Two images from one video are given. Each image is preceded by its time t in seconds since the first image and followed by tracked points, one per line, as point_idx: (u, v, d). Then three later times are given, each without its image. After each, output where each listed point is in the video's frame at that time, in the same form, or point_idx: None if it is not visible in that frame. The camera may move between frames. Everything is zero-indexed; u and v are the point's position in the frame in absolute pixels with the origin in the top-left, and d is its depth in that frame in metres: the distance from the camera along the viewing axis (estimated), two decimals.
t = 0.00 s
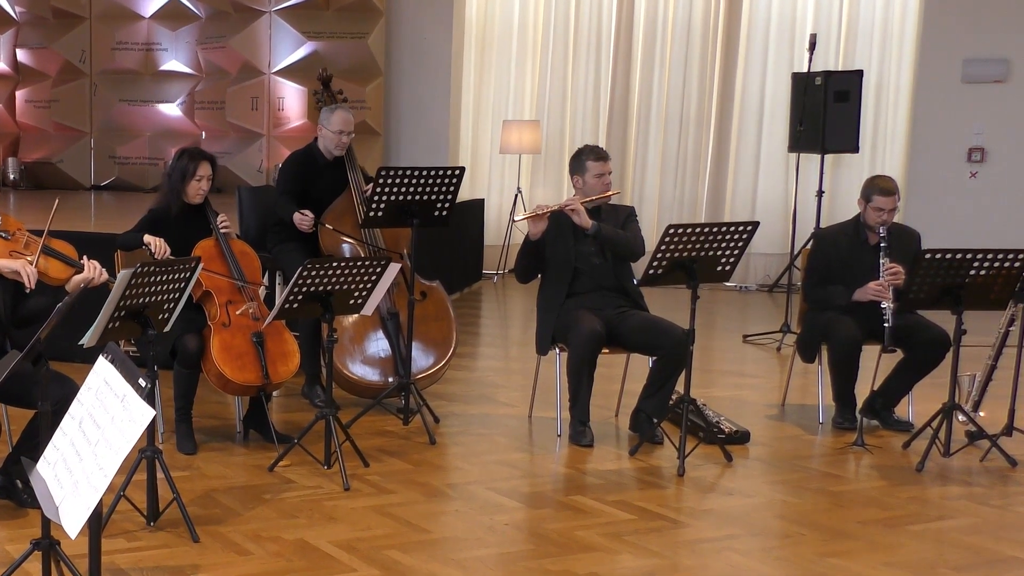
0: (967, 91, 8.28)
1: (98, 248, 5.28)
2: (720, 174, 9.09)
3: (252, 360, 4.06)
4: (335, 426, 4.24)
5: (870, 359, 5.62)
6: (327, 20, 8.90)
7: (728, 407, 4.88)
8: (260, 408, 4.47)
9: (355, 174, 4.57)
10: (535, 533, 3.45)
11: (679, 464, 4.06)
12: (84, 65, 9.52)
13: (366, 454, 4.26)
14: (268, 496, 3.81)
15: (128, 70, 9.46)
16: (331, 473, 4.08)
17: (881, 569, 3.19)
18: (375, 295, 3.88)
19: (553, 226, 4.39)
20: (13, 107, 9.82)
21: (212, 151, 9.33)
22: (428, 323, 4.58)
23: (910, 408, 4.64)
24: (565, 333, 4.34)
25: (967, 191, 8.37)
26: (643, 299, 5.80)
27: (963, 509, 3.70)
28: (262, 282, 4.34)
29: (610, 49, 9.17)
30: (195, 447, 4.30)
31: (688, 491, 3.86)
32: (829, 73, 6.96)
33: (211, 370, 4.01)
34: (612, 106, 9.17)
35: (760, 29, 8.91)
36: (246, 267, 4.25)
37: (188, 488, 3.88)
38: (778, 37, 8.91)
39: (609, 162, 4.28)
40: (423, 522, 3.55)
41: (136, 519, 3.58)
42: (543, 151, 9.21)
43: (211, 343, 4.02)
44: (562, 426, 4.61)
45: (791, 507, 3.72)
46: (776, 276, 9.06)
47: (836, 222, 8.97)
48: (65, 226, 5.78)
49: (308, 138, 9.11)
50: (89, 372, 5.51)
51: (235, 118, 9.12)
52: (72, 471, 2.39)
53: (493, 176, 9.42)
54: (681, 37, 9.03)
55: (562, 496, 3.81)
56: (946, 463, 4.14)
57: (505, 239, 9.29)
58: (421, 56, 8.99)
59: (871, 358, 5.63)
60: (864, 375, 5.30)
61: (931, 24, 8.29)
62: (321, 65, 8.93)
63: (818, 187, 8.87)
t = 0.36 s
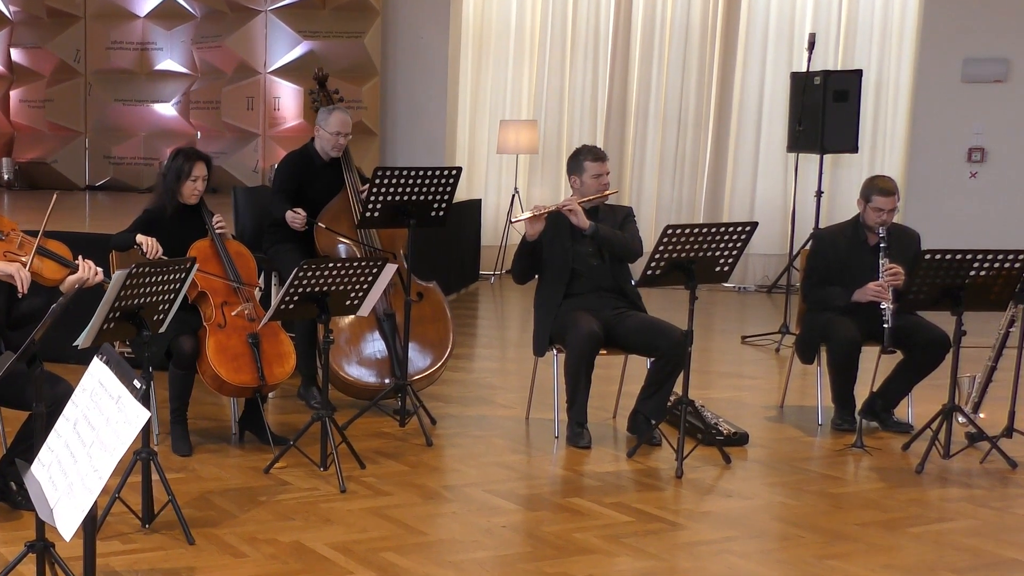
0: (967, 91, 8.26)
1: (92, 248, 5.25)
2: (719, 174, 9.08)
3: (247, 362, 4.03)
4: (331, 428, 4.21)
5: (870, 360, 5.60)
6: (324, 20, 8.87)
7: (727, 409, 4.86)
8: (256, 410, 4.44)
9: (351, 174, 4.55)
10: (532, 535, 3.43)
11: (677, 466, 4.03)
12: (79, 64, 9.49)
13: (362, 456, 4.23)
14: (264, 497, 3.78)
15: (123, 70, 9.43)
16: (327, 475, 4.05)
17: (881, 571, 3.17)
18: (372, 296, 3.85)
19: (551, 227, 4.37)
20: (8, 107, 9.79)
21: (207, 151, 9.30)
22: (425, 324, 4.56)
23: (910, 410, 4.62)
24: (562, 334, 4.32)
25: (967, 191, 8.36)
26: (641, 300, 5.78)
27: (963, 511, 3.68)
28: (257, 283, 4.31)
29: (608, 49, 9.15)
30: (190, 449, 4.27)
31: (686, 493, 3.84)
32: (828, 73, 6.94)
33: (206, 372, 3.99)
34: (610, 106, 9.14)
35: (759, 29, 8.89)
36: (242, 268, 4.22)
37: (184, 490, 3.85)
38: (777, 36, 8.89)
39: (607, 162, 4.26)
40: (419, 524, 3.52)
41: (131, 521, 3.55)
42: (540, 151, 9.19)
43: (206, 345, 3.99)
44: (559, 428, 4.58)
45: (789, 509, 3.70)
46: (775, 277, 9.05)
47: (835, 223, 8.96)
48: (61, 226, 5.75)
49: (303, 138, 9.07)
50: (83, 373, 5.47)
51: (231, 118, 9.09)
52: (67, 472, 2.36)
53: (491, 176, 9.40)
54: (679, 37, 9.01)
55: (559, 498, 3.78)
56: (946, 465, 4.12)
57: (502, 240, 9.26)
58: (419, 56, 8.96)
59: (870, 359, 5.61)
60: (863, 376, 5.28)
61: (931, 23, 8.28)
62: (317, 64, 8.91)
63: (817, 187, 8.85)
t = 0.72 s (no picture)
0: (966, 91, 8.25)
1: (86, 248, 5.22)
2: (717, 174, 9.05)
3: (243, 363, 4.01)
4: (327, 429, 4.19)
5: (869, 362, 5.58)
6: (320, 19, 8.84)
7: (725, 410, 4.83)
8: (252, 411, 4.42)
9: (347, 174, 4.52)
10: (530, 537, 3.40)
11: (676, 468, 4.01)
12: (74, 64, 9.46)
13: (359, 458, 4.21)
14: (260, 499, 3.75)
15: (118, 69, 9.40)
16: (323, 477, 4.03)
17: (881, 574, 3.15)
18: (368, 297, 3.82)
19: (548, 228, 4.35)
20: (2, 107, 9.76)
21: (202, 151, 9.27)
22: (422, 325, 4.53)
23: (909, 411, 4.60)
24: (559, 335, 4.29)
25: (967, 191, 8.35)
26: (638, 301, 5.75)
27: (962, 513, 3.66)
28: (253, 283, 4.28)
29: (605, 48, 9.13)
30: (186, 451, 4.25)
31: (684, 495, 3.82)
32: (827, 72, 6.92)
33: (201, 373, 3.96)
34: (607, 105, 9.12)
35: (757, 28, 8.87)
36: (238, 269, 4.19)
37: (179, 492, 3.82)
38: (775, 36, 8.87)
39: (604, 163, 4.24)
40: (416, 526, 3.50)
41: (126, 523, 3.52)
42: (538, 151, 9.17)
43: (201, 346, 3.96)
44: (557, 429, 4.56)
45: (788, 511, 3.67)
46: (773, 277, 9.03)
47: (834, 223, 8.94)
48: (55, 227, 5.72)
49: (299, 138, 9.04)
50: (78, 374, 5.45)
51: (227, 118, 9.06)
52: (62, 475, 2.33)
53: (488, 176, 9.38)
54: (677, 36, 8.99)
55: (557, 500, 3.76)
56: (945, 466, 4.10)
57: (499, 240, 9.24)
58: (416, 55, 8.93)
59: (869, 360, 5.59)
60: (862, 377, 5.25)
61: (930, 22, 8.26)
62: (313, 64, 8.88)
63: (816, 187, 8.83)
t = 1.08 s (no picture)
0: (965, 91, 8.24)
1: (79, 249, 5.19)
2: (715, 175, 9.03)
3: (238, 364, 3.98)
4: (324, 431, 4.16)
5: (868, 363, 5.55)
6: (316, 19, 8.81)
7: (724, 412, 4.81)
8: (247, 412, 4.39)
9: (343, 175, 4.50)
10: (527, 539, 3.38)
11: (674, 470, 3.99)
12: (68, 63, 9.44)
13: (355, 459, 4.18)
14: (255, 501, 3.73)
15: (112, 69, 9.37)
16: (319, 479, 4.00)
17: None
18: (364, 298, 3.80)
19: (545, 229, 4.32)
20: None
21: (198, 151, 9.24)
22: (418, 326, 4.50)
23: (908, 413, 4.58)
24: (556, 336, 4.27)
25: (966, 191, 8.33)
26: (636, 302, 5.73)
27: (962, 515, 3.64)
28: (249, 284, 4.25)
29: (603, 48, 9.11)
30: (181, 453, 4.22)
31: (682, 497, 3.79)
32: (826, 72, 6.90)
33: (197, 375, 3.93)
34: (605, 105, 9.10)
35: (756, 27, 8.86)
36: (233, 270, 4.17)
37: (174, 494, 3.80)
38: (774, 35, 8.85)
39: (602, 163, 4.21)
40: (412, 528, 3.47)
41: (121, 525, 3.50)
42: (535, 151, 9.15)
43: (197, 347, 3.94)
44: (554, 431, 4.53)
45: (787, 513, 3.65)
46: (772, 278, 9.01)
47: (833, 223, 8.92)
48: (49, 228, 5.70)
49: (295, 138, 9.01)
50: (72, 376, 5.42)
51: (222, 118, 9.03)
52: (56, 477, 2.30)
53: (485, 176, 9.37)
54: (675, 35, 8.97)
55: (554, 502, 3.73)
56: (945, 468, 4.08)
57: (496, 241, 9.22)
58: (413, 55, 8.90)
59: (869, 362, 5.57)
60: (862, 379, 5.23)
61: (929, 21, 8.25)
62: (309, 64, 8.85)
63: (815, 188, 8.81)
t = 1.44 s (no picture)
0: (965, 90, 8.22)
1: (73, 249, 5.16)
2: (713, 175, 9.01)
3: (233, 366, 3.95)
4: (320, 433, 4.13)
5: (867, 365, 5.53)
6: (312, 18, 8.79)
7: (721, 413, 4.79)
8: (243, 414, 4.36)
9: (339, 175, 4.47)
10: (524, 542, 3.35)
11: (672, 472, 3.96)
12: (63, 62, 9.41)
13: (351, 461, 4.15)
14: (251, 503, 3.70)
15: (107, 68, 9.34)
16: (315, 481, 3.97)
17: None
18: (361, 299, 3.77)
19: (543, 229, 4.30)
20: None
21: (193, 151, 9.21)
22: (414, 327, 4.47)
23: (908, 414, 4.56)
24: (554, 337, 4.25)
25: (966, 191, 8.31)
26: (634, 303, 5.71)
27: (962, 518, 3.62)
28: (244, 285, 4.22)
29: (601, 47, 9.09)
30: (176, 455, 4.19)
31: (680, 499, 3.77)
32: (824, 72, 6.87)
33: (192, 376, 3.91)
34: (603, 105, 9.08)
35: (754, 27, 8.84)
36: (228, 271, 4.13)
37: (170, 496, 3.76)
38: (773, 34, 8.82)
39: (600, 163, 4.18)
40: (409, 530, 3.44)
41: (116, 527, 3.47)
42: (532, 151, 9.12)
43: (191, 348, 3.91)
44: (552, 433, 4.51)
45: (785, 515, 3.63)
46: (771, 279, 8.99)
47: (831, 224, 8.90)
48: (42, 228, 5.67)
49: (291, 138, 8.97)
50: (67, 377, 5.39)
51: (217, 118, 9.00)
52: (50, 479, 2.25)
53: (482, 176, 9.35)
54: (674, 34, 8.94)
55: (552, 504, 3.71)
56: (944, 470, 4.06)
57: (493, 241, 9.19)
58: (411, 55, 8.88)
59: (868, 363, 5.55)
60: (861, 380, 5.21)
61: (928, 21, 8.23)
62: (306, 63, 8.82)
63: (814, 188, 8.79)
